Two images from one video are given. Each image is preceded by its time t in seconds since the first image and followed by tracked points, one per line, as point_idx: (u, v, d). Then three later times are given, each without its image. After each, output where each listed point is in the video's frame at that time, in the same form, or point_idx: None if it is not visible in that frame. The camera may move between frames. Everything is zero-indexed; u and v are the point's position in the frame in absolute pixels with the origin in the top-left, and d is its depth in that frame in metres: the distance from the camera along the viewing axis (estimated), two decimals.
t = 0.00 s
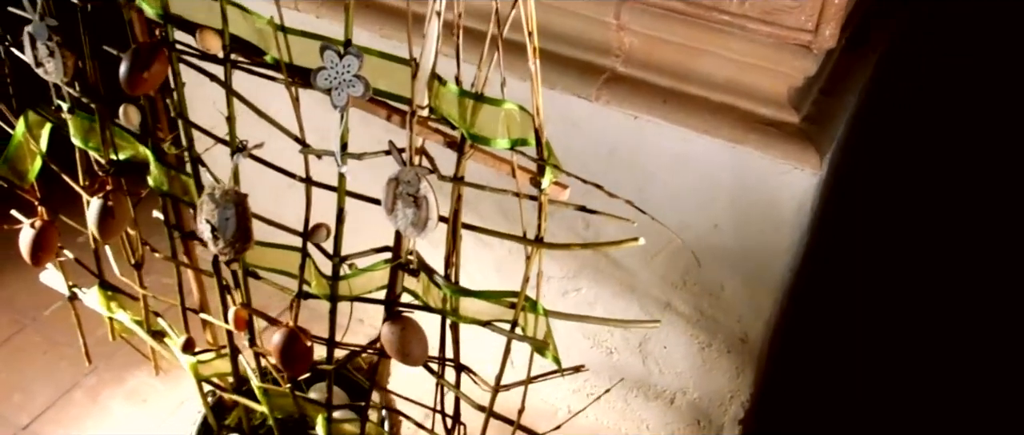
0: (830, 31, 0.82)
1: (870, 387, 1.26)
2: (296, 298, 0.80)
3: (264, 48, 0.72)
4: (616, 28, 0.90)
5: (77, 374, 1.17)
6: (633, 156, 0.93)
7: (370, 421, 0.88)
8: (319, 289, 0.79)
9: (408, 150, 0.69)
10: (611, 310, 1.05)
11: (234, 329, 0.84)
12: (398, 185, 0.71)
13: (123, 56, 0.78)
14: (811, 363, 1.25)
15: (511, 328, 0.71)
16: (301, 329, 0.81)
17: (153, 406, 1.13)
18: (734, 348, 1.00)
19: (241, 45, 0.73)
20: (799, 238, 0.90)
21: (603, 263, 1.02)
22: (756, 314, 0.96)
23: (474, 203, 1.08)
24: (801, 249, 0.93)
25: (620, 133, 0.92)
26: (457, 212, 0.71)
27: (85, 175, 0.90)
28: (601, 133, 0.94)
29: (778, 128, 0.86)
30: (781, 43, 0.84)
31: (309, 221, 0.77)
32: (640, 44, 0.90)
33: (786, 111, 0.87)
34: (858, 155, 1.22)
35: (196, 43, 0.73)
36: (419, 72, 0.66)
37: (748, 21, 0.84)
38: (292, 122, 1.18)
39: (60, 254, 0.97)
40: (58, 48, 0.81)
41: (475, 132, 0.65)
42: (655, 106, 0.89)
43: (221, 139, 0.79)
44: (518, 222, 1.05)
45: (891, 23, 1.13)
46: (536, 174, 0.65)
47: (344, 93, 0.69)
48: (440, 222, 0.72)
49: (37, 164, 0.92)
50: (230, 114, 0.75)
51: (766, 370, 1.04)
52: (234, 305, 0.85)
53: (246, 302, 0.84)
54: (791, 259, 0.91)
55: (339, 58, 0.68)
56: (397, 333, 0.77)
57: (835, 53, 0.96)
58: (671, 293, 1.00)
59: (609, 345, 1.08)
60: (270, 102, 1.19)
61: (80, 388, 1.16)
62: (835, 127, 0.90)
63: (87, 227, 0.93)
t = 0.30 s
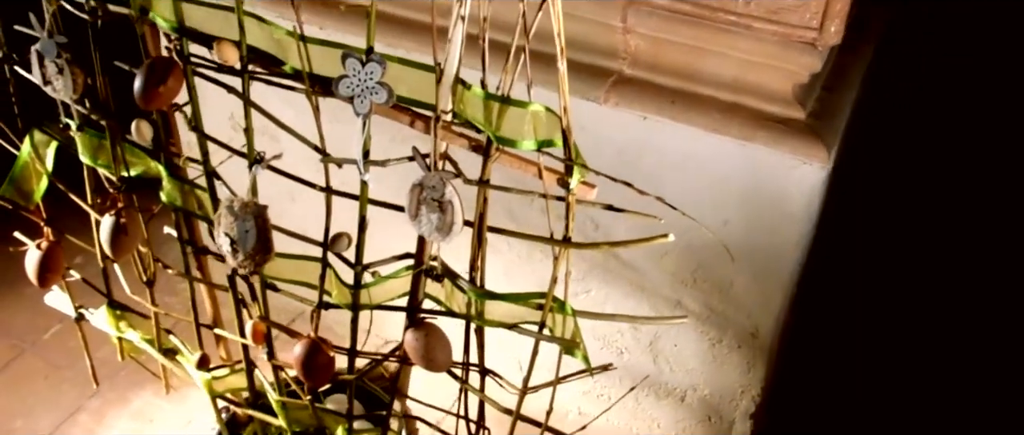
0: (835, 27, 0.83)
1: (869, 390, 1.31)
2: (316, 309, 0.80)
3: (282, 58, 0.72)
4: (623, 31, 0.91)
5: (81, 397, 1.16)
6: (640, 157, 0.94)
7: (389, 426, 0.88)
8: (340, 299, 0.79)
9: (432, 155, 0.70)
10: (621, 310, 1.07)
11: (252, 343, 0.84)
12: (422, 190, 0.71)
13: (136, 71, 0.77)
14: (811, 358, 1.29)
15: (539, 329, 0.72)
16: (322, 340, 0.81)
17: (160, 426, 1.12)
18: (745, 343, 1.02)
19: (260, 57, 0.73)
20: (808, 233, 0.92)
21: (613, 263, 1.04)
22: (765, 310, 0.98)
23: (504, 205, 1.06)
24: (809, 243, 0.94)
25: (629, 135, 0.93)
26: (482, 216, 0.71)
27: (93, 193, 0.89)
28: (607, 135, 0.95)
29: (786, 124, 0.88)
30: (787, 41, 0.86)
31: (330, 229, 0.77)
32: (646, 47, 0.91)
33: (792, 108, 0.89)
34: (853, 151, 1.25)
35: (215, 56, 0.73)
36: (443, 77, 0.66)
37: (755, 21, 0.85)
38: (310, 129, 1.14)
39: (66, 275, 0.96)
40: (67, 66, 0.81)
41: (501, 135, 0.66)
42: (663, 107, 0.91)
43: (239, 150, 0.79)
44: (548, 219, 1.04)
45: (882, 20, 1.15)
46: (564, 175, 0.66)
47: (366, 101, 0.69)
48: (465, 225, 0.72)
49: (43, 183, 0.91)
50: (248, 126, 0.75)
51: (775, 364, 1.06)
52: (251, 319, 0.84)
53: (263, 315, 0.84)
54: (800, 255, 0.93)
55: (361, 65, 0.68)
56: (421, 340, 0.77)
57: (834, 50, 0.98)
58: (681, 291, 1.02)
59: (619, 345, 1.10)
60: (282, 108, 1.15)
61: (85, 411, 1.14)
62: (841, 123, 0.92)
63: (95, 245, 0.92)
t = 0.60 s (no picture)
0: (842, 20, 0.84)
1: (870, 377, 1.24)
2: (339, 317, 0.80)
3: (303, 66, 0.72)
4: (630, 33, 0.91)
5: (83, 417, 1.15)
6: (649, 155, 0.95)
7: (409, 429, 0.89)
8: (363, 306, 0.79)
9: (458, 158, 0.70)
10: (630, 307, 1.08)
11: (273, 355, 0.83)
12: (448, 194, 0.71)
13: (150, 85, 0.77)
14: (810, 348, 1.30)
15: (570, 328, 0.72)
16: (345, 348, 0.80)
17: None
18: (753, 336, 1.03)
19: (279, 66, 0.73)
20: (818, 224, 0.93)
21: (622, 262, 1.04)
22: (775, 301, 0.99)
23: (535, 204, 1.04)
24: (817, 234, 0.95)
25: (637, 133, 0.94)
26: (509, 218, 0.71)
27: (102, 211, 0.88)
28: (615, 135, 0.95)
29: (794, 117, 0.89)
30: (792, 35, 0.87)
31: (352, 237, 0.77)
32: (651, 46, 0.92)
33: (799, 101, 0.90)
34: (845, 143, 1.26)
35: (234, 67, 0.73)
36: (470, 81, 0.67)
37: (761, 17, 0.86)
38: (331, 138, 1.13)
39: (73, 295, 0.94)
40: (76, 82, 0.80)
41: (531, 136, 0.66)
42: (671, 104, 0.91)
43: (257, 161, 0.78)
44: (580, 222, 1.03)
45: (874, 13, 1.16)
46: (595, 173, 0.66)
47: (391, 106, 0.69)
48: (491, 228, 0.73)
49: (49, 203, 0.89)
50: (267, 136, 0.75)
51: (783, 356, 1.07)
52: (270, 331, 0.84)
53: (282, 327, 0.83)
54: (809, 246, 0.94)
55: (386, 70, 0.68)
56: (447, 344, 0.77)
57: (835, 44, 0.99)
58: (690, 286, 1.03)
59: (628, 342, 1.10)
60: (302, 116, 1.14)
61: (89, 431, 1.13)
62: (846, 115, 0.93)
63: (104, 264, 0.91)
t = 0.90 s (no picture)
0: (847, 12, 0.85)
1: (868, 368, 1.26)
2: (364, 324, 0.80)
3: (326, 73, 0.72)
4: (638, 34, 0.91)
5: None
6: (655, 150, 0.96)
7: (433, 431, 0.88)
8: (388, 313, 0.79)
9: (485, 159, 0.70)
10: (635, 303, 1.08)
11: (296, 364, 0.83)
12: (477, 196, 0.71)
13: (166, 97, 0.76)
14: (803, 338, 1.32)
15: (601, 324, 0.73)
16: (371, 355, 0.80)
17: None
18: (759, 327, 1.04)
19: (301, 73, 0.72)
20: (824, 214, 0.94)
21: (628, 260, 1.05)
22: (781, 291, 1.01)
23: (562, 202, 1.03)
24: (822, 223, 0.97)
25: (643, 130, 0.95)
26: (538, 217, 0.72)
27: (113, 226, 0.88)
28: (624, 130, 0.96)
29: (800, 110, 0.91)
30: (797, 28, 0.88)
31: (376, 241, 0.77)
32: (655, 43, 0.93)
33: (804, 94, 0.92)
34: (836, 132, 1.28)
35: (255, 73, 0.72)
36: (500, 82, 0.67)
37: (765, 11, 0.87)
38: (355, 147, 1.06)
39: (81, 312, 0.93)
40: (87, 97, 0.79)
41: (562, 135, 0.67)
42: (678, 100, 0.92)
43: (277, 170, 0.78)
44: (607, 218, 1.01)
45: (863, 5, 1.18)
46: (628, 170, 0.67)
47: (419, 110, 0.69)
48: (519, 228, 0.73)
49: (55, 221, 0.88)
50: (289, 145, 0.75)
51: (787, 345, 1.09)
52: (291, 340, 0.84)
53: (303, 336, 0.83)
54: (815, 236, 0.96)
55: (413, 73, 0.68)
56: (475, 346, 0.77)
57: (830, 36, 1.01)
58: (696, 280, 1.04)
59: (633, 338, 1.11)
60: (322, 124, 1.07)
61: None
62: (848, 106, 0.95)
63: (114, 280, 0.90)
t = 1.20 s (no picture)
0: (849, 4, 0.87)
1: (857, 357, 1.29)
2: (390, 329, 0.80)
3: (352, 79, 0.72)
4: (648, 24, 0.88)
5: None
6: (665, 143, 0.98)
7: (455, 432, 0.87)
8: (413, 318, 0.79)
9: (514, 160, 0.71)
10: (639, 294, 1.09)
11: (318, 373, 0.82)
12: (506, 197, 0.72)
13: (185, 109, 0.76)
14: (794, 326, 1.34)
15: (632, 320, 0.74)
16: (397, 361, 0.80)
17: None
18: (762, 317, 1.06)
19: (326, 80, 0.72)
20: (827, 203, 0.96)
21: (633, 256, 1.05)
22: (784, 281, 1.03)
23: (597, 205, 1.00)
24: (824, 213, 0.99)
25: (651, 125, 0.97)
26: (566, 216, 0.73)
27: (125, 241, 0.87)
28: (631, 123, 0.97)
29: (804, 100, 0.93)
30: (800, 21, 0.90)
31: (402, 246, 0.77)
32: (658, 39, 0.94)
33: (806, 85, 0.94)
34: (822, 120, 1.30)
35: (280, 82, 0.72)
36: (530, 84, 0.68)
37: (769, 4, 0.89)
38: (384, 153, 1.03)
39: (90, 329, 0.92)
40: (102, 111, 0.78)
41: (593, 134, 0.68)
42: (683, 95, 0.93)
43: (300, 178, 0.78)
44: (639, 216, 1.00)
45: None
46: (659, 167, 0.68)
47: (448, 114, 0.70)
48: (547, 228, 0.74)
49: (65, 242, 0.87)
50: (314, 153, 0.75)
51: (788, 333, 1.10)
52: (313, 349, 0.83)
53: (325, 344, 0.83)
54: (817, 226, 0.97)
55: (443, 78, 0.69)
56: (502, 347, 0.78)
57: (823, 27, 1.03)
58: (699, 272, 1.05)
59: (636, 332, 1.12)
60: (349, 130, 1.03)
61: None
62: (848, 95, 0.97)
63: (126, 295, 0.89)
